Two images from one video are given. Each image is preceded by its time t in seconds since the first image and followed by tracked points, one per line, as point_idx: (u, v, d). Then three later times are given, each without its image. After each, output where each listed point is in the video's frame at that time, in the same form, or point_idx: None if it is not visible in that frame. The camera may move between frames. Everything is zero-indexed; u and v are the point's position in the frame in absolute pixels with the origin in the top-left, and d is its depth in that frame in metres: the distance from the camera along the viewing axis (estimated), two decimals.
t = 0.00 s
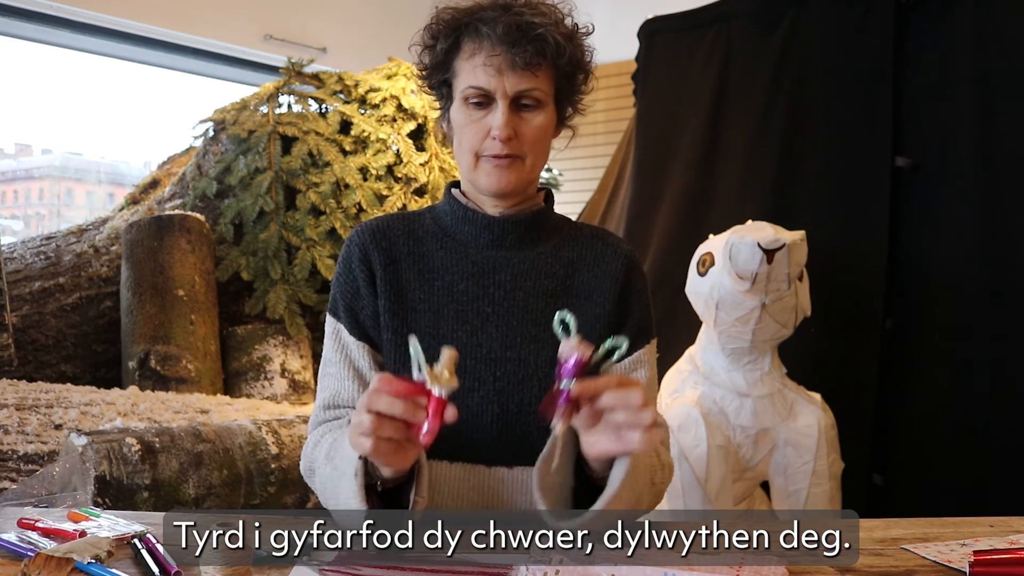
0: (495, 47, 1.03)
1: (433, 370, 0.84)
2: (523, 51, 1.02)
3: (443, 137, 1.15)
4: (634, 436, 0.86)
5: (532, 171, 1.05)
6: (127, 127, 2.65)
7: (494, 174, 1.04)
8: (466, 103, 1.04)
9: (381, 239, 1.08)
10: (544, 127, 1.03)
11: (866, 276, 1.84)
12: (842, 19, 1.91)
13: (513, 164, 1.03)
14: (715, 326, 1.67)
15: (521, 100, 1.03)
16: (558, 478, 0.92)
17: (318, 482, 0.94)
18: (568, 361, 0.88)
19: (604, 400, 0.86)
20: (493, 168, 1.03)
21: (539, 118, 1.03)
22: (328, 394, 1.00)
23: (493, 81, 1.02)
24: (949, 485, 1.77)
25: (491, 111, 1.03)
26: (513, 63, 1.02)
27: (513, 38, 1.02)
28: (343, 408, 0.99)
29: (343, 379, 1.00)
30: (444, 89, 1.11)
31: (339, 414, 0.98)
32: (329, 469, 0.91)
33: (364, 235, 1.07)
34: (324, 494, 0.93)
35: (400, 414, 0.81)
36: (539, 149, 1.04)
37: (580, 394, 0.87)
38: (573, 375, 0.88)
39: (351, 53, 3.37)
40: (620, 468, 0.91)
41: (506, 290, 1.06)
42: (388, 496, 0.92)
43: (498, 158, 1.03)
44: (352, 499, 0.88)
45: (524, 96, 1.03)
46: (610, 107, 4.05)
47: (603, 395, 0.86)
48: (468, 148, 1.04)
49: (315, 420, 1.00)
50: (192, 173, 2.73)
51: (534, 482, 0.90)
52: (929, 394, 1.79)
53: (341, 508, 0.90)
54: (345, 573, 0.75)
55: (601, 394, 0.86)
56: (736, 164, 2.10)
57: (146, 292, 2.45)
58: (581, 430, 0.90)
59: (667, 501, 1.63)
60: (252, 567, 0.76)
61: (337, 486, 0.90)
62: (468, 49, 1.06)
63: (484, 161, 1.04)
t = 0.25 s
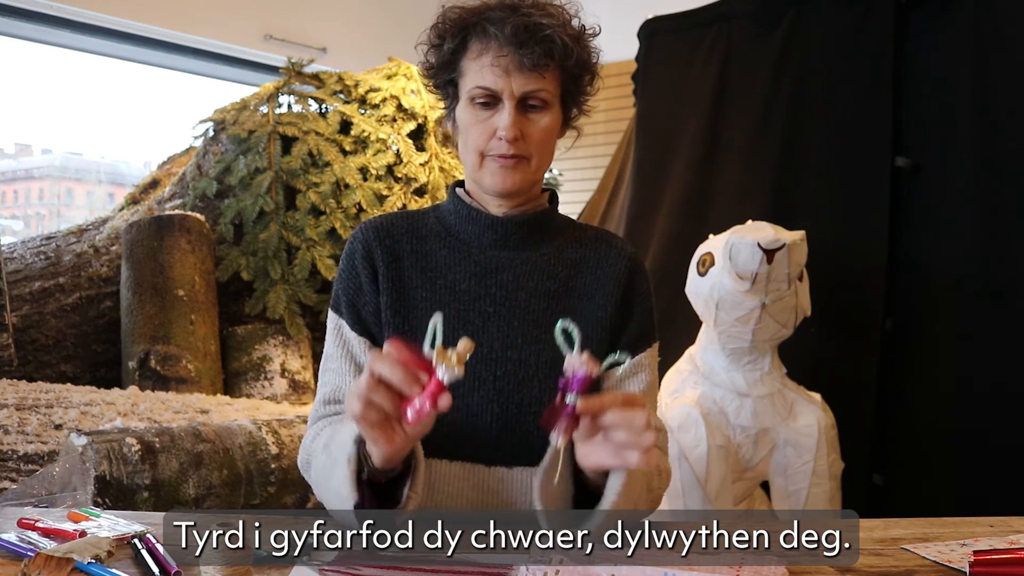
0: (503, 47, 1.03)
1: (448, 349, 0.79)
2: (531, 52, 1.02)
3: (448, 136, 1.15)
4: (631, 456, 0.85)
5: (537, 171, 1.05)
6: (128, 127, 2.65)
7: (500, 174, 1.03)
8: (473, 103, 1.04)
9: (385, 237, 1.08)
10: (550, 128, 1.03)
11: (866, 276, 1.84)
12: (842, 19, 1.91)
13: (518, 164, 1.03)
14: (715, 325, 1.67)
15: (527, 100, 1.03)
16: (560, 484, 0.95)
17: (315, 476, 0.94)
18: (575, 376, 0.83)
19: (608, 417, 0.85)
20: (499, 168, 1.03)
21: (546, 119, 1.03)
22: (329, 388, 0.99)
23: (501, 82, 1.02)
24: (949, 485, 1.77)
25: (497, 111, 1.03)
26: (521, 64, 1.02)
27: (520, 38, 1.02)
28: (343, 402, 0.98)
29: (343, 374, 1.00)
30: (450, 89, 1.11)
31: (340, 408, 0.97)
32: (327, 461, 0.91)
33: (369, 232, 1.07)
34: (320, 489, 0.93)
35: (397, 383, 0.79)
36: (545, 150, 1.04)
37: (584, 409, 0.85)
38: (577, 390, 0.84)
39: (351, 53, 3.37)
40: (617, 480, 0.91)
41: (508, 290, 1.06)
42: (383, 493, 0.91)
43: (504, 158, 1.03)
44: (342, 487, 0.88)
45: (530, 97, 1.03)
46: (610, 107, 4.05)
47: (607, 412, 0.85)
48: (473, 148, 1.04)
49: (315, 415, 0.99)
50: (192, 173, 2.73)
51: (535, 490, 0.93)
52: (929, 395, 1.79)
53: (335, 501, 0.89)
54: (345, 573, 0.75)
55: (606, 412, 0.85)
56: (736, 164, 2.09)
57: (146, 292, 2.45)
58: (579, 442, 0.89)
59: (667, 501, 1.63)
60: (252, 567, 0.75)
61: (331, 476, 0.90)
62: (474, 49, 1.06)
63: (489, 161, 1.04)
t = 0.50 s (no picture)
0: (506, 48, 1.03)
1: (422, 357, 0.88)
2: (533, 52, 1.02)
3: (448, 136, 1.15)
4: (642, 425, 0.85)
5: (539, 172, 1.05)
6: (127, 127, 2.65)
7: (502, 174, 1.03)
8: (475, 103, 1.04)
9: (384, 240, 1.08)
10: (552, 128, 1.03)
11: (867, 276, 1.84)
12: (843, 19, 1.91)
13: (521, 165, 1.03)
14: (715, 326, 1.67)
15: (529, 101, 1.03)
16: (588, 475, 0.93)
17: (326, 483, 0.95)
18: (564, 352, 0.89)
19: (610, 388, 0.84)
20: (501, 169, 1.03)
21: (547, 120, 1.04)
22: (334, 394, 1.00)
23: (503, 82, 1.02)
24: (948, 485, 1.77)
25: (499, 111, 1.03)
26: (523, 64, 1.03)
27: (523, 39, 1.03)
28: (349, 408, 0.98)
29: (347, 379, 1.00)
30: (450, 89, 1.11)
31: (344, 414, 0.98)
32: (337, 468, 0.91)
33: (367, 236, 1.07)
34: (333, 497, 0.94)
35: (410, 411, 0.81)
36: (546, 151, 1.04)
37: (584, 385, 0.84)
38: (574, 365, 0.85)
39: (351, 53, 3.37)
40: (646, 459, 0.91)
41: (509, 290, 1.06)
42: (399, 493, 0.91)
43: (506, 159, 1.03)
44: (360, 492, 0.88)
45: (532, 97, 1.03)
46: (610, 106, 4.05)
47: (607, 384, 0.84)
48: (476, 148, 1.03)
49: (321, 421, 1.00)
50: (192, 173, 2.73)
51: (575, 493, 0.92)
52: (929, 395, 1.79)
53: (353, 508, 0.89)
54: (345, 573, 0.76)
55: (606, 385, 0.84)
56: (737, 164, 2.09)
57: (146, 292, 2.45)
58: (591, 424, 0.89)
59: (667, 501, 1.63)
60: (252, 567, 0.75)
61: (345, 485, 0.90)
62: (476, 49, 1.06)
63: (491, 161, 1.04)
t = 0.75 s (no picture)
0: (501, 47, 1.03)
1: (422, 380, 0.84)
2: (530, 51, 1.02)
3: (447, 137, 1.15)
4: (618, 430, 0.89)
5: (537, 171, 1.05)
6: (127, 127, 2.65)
7: (500, 175, 1.04)
8: (472, 103, 1.04)
9: (383, 239, 1.08)
10: (550, 127, 1.03)
11: (867, 276, 1.84)
12: (843, 19, 1.91)
13: (519, 165, 1.03)
14: (715, 326, 1.67)
15: (526, 100, 1.03)
16: (563, 477, 0.94)
17: (322, 485, 0.94)
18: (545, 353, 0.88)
19: (590, 391, 0.87)
20: (499, 170, 1.03)
21: (545, 119, 1.03)
22: (330, 394, 1.00)
23: (500, 81, 1.02)
24: (949, 485, 1.77)
25: (496, 111, 1.03)
26: (519, 63, 1.02)
27: (519, 37, 1.02)
28: (345, 408, 0.99)
29: (344, 379, 1.01)
30: (448, 89, 1.11)
31: (340, 413, 0.98)
32: (336, 471, 0.91)
33: (366, 235, 1.07)
34: (330, 498, 0.93)
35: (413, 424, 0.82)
36: (544, 150, 1.04)
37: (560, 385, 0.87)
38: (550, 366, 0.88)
39: (351, 53, 3.37)
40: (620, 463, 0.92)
41: (509, 290, 1.06)
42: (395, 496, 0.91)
43: (503, 159, 1.03)
44: (358, 499, 0.87)
45: (529, 96, 1.03)
46: (610, 107, 4.05)
47: (585, 387, 0.87)
48: (474, 149, 1.04)
49: (316, 421, 1.00)
50: (192, 173, 2.73)
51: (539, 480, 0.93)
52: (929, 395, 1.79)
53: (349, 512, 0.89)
54: (345, 573, 0.76)
55: (585, 387, 0.87)
56: (736, 164, 2.09)
57: (146, 292, 2.45)
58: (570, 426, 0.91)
59: (667, 501, 1.63)
60: (252, 567, 0.75)
61: (343, 488, 0.90)
62: (473, 49, 1.06)
63: (489, 162, 1.04)
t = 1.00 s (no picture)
0: (493, 46, 1.03)
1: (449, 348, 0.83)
2: (520, 49, 1.02)
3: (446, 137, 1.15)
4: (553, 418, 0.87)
5: (534, 170, 1.05)
6: (127, 127, 2.65)
7: (496, 173, 1.04)
8: (467, 103, 1.04)
9: (385, 236, 1.08)
10: (544, 125, 1.03)
11: (867, 276, 1.84)
12: (843, 19, 1.91)
13: (514, 164, 1.03)
14: (714, 326, 1.67)
15: (520, 99, 1.03)
16: (542, 478, 0.93)
17: (330, 483, 0.95)
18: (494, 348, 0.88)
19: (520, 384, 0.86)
20: (495, 169, 1.03)
21: (539, 118, 1.03)
22: (335, 390, 1.01)
23: (493, 81, 1.02)
24: (949, 484, 1.77)
25: (491, 110, 1.03)
26: (511, 62, 1.02)
27: (510, 36, 1.02)
28: (351, 404, 1.00)
29: (350, 376, 1.02)
30: (445, 90, 1.12)
31: (346, 411, 0.99)
32: (350, 469, 0.92)
33: (369, 232, 1.07)
34: (337, 495, 0.95)
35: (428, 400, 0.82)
36: (540, 149, 1.03)
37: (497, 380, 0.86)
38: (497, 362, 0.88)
39: (351, 53, 3.37)
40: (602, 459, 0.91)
41: (510, 288, 1.06)
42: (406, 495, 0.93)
43: (499, 158, 1.03)
44: (374, 497, 0.88)
45: (523, 95, 1.03)
46: (610, 107, 4.05)
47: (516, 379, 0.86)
48: (470, 149, 1.04)
49: (321, 418, 1.01)
50: (192, 173, 2.73)
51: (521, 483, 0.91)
52: (929, 394, 1.79)
53: (363, 509, 0.90)
54: (346, 573, 0.76)
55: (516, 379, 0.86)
56: (737, 164, 2.09)
57: (146, 292, 2.45)
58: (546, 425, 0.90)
59: (667, 501, 1.63)
60: (252, 568, 0.75)
61: (358, 486, 0.90)
62: (466, 49, 1.06)
63: (485, 161, 1.04)
